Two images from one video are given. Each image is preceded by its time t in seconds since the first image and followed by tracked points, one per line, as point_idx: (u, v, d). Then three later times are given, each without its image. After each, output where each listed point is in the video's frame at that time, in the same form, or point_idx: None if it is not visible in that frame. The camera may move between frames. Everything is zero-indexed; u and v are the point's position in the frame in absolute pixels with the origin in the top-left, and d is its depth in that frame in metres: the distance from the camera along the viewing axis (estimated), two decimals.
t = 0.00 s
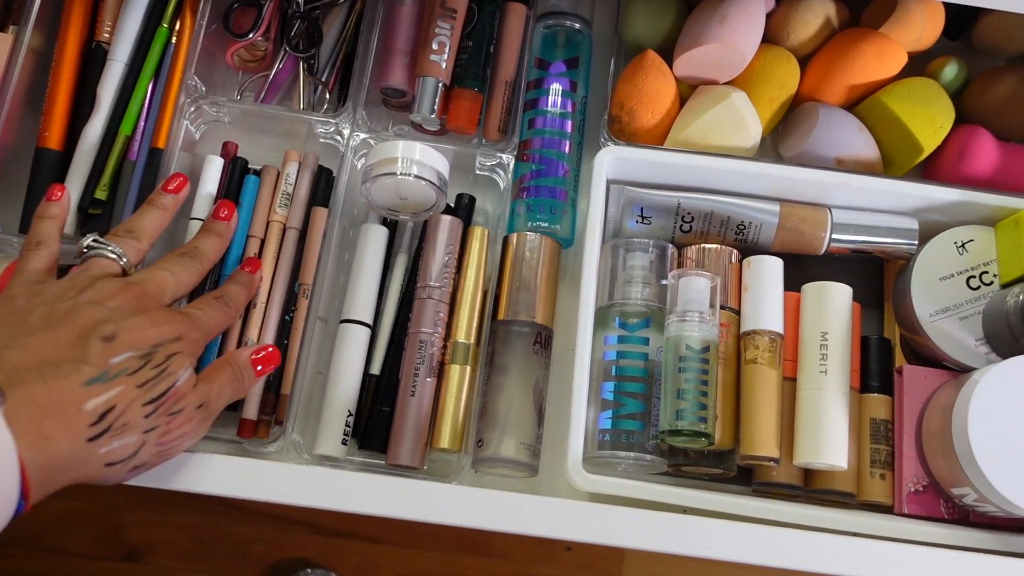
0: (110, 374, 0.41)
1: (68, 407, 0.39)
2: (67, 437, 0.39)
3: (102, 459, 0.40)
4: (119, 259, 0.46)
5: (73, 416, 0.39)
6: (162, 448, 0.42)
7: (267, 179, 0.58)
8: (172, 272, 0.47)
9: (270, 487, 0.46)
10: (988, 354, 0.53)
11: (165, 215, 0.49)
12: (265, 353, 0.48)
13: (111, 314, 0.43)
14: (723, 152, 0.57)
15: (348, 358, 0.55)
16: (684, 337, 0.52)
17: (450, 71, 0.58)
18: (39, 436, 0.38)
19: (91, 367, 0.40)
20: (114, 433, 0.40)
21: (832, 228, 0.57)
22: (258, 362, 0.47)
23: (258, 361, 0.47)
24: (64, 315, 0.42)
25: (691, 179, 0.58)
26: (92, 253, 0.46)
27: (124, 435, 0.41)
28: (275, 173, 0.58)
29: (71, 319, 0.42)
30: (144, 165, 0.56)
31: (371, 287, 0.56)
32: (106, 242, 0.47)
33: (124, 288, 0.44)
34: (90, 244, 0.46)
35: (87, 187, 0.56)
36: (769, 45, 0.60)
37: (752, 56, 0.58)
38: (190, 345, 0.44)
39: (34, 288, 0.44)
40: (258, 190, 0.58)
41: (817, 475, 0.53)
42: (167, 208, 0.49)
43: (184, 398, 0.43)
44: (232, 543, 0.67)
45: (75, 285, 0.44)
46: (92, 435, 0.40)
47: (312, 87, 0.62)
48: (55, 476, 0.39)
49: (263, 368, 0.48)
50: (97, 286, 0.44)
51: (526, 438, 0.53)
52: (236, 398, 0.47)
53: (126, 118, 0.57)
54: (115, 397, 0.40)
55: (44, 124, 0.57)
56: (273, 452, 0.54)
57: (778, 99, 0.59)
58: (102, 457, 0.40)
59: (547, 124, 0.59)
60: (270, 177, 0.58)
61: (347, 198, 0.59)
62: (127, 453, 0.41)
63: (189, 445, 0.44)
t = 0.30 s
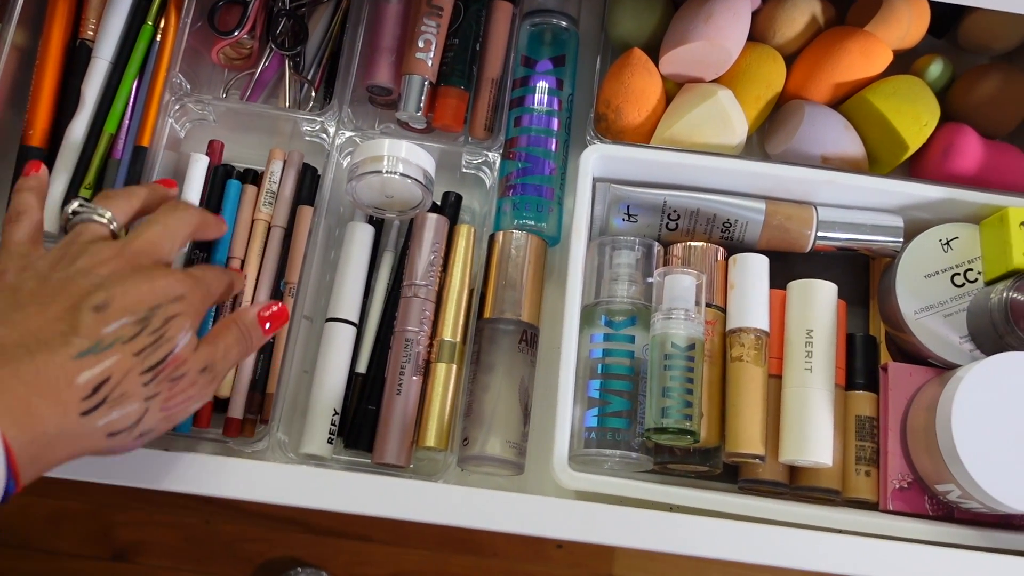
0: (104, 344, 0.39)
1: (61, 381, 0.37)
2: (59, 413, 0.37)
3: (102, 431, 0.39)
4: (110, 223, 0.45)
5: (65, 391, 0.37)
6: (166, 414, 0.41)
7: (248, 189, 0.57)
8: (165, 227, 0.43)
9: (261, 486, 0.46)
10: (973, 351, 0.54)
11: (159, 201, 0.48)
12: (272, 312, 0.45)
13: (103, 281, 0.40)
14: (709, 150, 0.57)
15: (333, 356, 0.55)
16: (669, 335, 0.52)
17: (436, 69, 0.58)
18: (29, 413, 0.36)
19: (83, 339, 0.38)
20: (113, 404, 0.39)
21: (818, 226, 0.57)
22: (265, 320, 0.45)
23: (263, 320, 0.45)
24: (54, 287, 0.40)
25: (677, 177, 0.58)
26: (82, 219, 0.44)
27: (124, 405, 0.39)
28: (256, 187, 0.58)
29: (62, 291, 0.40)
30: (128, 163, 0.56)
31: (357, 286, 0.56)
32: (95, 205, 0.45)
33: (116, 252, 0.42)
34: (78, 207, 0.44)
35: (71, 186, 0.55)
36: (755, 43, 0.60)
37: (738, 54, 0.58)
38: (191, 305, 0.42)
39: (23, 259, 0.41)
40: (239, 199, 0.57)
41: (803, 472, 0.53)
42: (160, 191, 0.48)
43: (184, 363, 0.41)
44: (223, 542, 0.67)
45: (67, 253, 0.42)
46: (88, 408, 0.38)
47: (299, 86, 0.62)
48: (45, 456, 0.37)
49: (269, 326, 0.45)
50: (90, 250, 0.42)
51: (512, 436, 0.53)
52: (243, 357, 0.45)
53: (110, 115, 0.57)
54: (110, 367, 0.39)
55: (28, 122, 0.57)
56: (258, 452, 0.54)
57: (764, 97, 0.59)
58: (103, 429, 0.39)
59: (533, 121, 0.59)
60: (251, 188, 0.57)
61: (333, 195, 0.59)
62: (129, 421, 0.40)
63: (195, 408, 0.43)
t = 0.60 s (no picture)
0: (104, 200, 0.43)
1: (64, 225, 0.41)
2: (63, 250, 0.41)
3: (100, 278, 0.43)
4: (110, 108, 0.49)
5: (67, 232, 0.41)
6: (156, 277, 0.46)
7: (227, 195, 0.56)
8: (164, 116, 0.49)
9: (242, 494, 0.46)
10: (960, 346, 0.53)
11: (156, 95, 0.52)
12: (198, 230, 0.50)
13: (100, 145, 0.45)
14: (693, 146, 0.57)
15: (316, 361, 0.54)
16: (656, 334, 0.52)
17: (416, 68, 0.58)
18: (35, 242, 0.40)
19: (84, 191, 0.42)
20: (110, 254, 0.43)
21: (804, 222, 0.57)
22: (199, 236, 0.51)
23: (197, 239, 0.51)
24: (54, 149, 0.44)
25: (661, 174, 0.57)
26: (82, 101, 0.49)
27: (120, 257, 0.44)
28: (234, 189, 0.57)
29: (61, 152, 0.43)
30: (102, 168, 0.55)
31: (339, 291, 0.55)
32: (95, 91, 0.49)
33: (115, 128, 0.46)
34: (78, 92, 0.49)
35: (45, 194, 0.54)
36: (738, 39, 0.60)
37: (721, 50, 0.57)
38: (187, 181, 0.47)
39: (23, 127, 0.45)
40: (218, 204, 0.56)
41: (792, 470, 0.53)
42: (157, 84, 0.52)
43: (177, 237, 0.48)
44: (214, 546, 0.63)
45: (68, 125, 0.46)
46: (88, 252, 0.42)
47: (278, 86, 0.61)
48: (54, 283, 0.41)
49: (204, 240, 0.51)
50: (88, 125, 0.46)
51: (498, 438, 0.52)
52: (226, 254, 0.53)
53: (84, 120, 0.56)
54: (110, 221, 0.43)
55: None
56: (241, 458, 0.53)
57: (748, 93, 0.58)
58: (99, 276, 0.43)
59: (516, 120, 0.58)
60: (230, 193, 0.56)
61: (314, 197, 0.58)
62: (124, 274, 0.44)
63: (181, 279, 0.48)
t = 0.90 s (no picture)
0: (92, 200, 0.44)
1: (51, 221, 0.42)
2: (49, 246, 0.42)
3: (81, 276, 0.44)
4: (109, 114, 0.49)
5: (54, 229, 0.42)
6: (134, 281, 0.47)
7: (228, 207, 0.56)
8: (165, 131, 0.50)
9: (244, 506, 0.46)
10: (957, 355, 0.54)
11: (161, 103, 0.52)
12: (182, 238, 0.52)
13: (93, 147, 0.45)
14: (692, 157, 0.57)
15: (317, 371, 0.54)
16: (656, 345, 0.52)
17: (417, 79, 0.58)
18: (23, 238, 0.41)
19: (71, 190, 0.43)
20: (93, 253, 0.44)
21: (802, 232, 0.57)
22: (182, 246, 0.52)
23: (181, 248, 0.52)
24: (49, 147, 0.44)
25: (660, 185, 0.58)
26: (83, 105, 0.49)
27: (103, 257, 0.45)
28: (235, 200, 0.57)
29: (54, 151, 0.44)
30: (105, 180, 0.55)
31: (341, 301, 0.56)
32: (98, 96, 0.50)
33: (111, 131, 0.47)
34: (80, 95, 0.49)
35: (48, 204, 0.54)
36: (737, 49, 0.60)
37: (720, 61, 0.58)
38: (177, 192, 0.48)
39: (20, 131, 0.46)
40: (219, 215, 0.56)
41: (791, 479, 0.53)
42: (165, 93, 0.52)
43: (158, 242, 0.49)
44: (208, 548, 0.60)
45: (63, 127, 0.46)
46: (73, 249, 0.43)
47: (278, 96, 0.61)
48: (39, 276, 0.42)
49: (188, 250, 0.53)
50: (83, 127, 0.47)
51: (500, 448, 0.52)
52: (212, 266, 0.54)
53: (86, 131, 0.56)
54: (96, 222, 0.44)
55: None
56: (244, 469, 0.53)
57: (747, 103, 0.59)
58: (81, 273, 0.44)
59: (517, 130, 0.58)
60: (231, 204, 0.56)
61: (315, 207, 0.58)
62: (105, 273, 0.45)
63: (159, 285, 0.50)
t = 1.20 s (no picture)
0: (73, 218, 0.43)
1: (31, 243, 0.41)
2: (28, 270, 0.41)
3: (64, 296, 0.43)
4: (91, 110, 0.49)
5: (34, 254, 0.41)
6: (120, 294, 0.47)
7: (225, 205, 0.56)
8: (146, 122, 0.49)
9: (241, 507, 0.45)
10: (956, 354, 0.54)
11: (146, 95, 0.52)
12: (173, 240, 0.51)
13: (74, 158, 0.44)
14: (691, 155, 0.57)
15: (315, 371, 0.54)
16: (656, 344, 0.52)
17: (415, 77, 0.57)
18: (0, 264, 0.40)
19: (51, 210, 0.42)
20: (76, 274, 0.43)
21: (801, 231, 0.57)
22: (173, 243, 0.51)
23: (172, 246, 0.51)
24: (28, 158, 0.44)
25: (659, 184, 0.57)
26: (63, 102, 0.48)
27: (87, 277, 0.44)
28: (233, 200, 0.57)
29: (35, 163, 0.43)
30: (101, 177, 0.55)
31: (339, 300, 0.55)
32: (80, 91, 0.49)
33: (95, 135, 0.47)
34: (62, 91, 0.49)
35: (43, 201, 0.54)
36: (736, 48, 0.60)
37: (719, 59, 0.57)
38: (161, 197, 0.47)
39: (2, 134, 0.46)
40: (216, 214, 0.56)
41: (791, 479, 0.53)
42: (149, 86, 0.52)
43: (144, 254, 0.48)
44: (203, 548, 0.60)
45: (42, 135, 0.45)
46: (54, 272, 0.42)
47: (275, 94, 0.61)
48: (16, 304, 0.42)
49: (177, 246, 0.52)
50: (62, 132, 0.46)
51: (499, 448, 0.52)
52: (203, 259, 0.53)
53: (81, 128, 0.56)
54: (78, 241, 0.43)
55: None
56: (241, 469, 0.53)
57: (745, 101, 0.58)
58: (63, 294, 0.43)
59: (515, 129, 0.58)
60: (228, 203, 0.56)
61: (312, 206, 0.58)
62: (89, 292, 0.45)
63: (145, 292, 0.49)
